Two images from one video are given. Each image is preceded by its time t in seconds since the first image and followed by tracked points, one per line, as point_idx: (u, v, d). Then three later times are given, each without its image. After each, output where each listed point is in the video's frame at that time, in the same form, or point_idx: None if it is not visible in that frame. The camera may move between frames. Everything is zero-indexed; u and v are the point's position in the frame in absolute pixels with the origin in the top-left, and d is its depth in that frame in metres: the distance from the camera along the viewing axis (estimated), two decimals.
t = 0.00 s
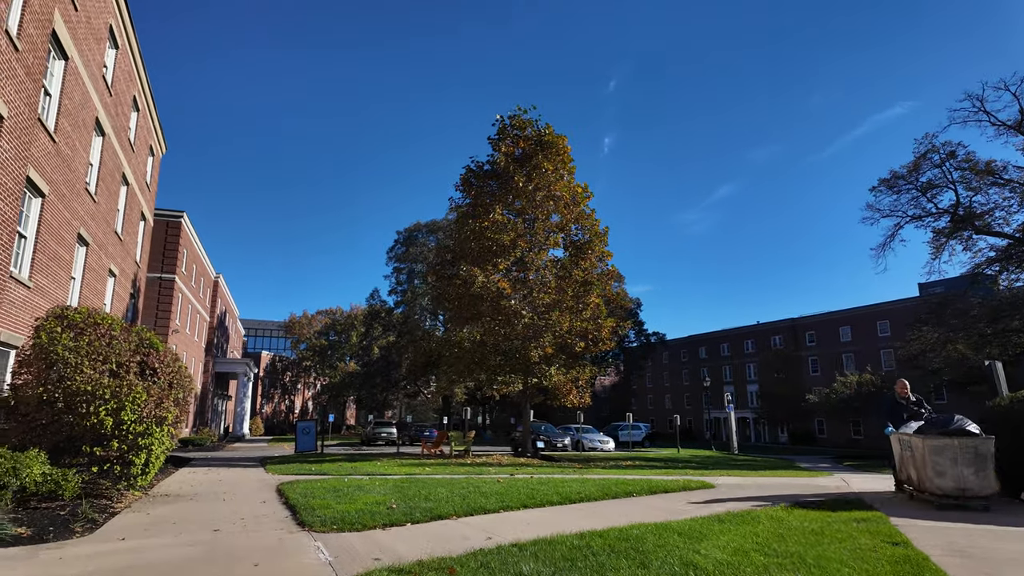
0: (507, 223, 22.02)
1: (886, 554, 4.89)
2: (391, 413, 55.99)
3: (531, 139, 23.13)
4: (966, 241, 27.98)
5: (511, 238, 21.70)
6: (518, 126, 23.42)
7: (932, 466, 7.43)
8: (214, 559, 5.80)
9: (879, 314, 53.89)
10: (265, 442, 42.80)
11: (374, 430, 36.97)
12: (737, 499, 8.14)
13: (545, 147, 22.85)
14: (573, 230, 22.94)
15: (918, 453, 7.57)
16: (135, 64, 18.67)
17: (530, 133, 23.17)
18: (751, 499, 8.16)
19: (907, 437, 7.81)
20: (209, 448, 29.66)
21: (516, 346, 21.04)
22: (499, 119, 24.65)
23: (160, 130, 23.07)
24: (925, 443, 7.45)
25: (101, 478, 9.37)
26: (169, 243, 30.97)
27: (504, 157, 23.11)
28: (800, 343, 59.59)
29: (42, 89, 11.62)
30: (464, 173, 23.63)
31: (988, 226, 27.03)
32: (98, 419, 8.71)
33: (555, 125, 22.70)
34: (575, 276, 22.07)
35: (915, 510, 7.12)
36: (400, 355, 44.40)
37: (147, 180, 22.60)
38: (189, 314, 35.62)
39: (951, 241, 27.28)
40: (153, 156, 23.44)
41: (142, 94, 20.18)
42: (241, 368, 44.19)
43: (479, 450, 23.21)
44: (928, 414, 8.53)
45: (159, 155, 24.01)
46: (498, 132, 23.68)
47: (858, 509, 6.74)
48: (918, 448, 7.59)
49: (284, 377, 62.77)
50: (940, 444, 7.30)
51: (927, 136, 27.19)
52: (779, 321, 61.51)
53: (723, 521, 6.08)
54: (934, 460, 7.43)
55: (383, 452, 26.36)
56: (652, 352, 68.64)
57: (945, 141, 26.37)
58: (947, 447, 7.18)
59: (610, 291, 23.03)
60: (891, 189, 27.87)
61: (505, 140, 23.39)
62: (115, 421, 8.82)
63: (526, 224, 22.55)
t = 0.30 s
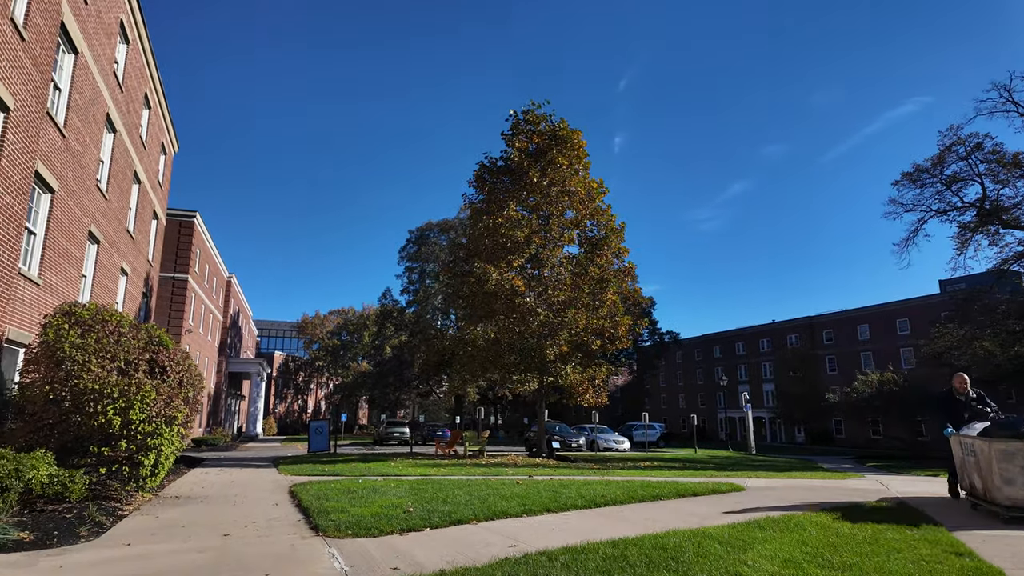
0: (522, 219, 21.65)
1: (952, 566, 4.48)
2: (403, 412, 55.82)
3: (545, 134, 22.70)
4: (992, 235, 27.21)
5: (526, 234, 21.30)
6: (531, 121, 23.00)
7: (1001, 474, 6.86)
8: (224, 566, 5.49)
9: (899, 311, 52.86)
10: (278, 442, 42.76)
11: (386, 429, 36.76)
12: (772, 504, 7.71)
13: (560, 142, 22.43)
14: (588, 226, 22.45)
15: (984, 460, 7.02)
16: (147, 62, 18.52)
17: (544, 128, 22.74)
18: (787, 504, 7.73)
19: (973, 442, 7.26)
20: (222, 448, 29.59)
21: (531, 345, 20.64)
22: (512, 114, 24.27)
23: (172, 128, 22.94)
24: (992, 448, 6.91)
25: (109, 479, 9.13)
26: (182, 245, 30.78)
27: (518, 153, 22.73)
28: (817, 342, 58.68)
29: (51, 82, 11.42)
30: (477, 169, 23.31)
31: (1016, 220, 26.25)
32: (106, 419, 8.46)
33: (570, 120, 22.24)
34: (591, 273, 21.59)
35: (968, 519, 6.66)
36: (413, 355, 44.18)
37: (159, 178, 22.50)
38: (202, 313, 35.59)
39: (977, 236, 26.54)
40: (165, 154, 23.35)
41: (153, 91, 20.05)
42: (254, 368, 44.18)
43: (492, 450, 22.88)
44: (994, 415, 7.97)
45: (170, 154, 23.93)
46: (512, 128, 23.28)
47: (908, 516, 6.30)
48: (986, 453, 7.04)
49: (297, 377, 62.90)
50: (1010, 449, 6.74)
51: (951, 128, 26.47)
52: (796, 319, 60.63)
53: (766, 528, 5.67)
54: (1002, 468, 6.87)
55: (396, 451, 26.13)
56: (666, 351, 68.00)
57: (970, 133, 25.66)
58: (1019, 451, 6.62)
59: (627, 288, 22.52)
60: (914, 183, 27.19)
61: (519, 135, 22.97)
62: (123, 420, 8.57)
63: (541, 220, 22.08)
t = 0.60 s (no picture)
0: (527, 215, 21.25)
1: None
2: (405, 412, 55.45)
3: (550, 128, 22.29)
4: (1004, 232, 26.80)
5: (531, 230, 20.94)
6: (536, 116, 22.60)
7: None
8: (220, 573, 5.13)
9: (905, 310, 52.46)
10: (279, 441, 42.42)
11: (388, 429, 36.41)
12: (798, 507, 7.33)
13: (564, 136, 22.01)
14: (594, 222, 22.07)
15: None
16: (146, 54, 18.15)
17: (548, 122, 22.34)
18: (814, 507, 7.36)
19: None
20: (223, 447, 29.29)
21: (537, 342, 20.25)
22: (516, 109, 23.87)
23: (171, 123, 22.61)
24: None
25: (103, 480, 8.78)
26: (182, 243, 30.44)
27: (522, 148, 22.34)
28: (821, 341, 58.25)
29: (44, 70, 11.04)
30: (481, 165, 22.91)
31: None
32: (99, 418, 8.11)
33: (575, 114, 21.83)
34: (598, 270, 21.20)
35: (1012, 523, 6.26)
36: (415, 354, 43.83)
37: (158, 173, 22.16)
38: (203, 312, 35.27)
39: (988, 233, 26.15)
40: (165, 150, 23.02)
41: (152, 85, 19.70)
42: (255, 367, 43.86)
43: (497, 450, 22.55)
44: None
45: (170, 149, 23.60)
46: (516, 122, 22.85)
47: (949, 521, 5.91)
48: None
49: (298, 377, 62.62)
50: None
51: (961, 123, 26.07)
52: (800, 318, 60.19)
53: (800, 533, 5.30)
54: None
55: (398, 451, 25.78)
56: (669, 350, 67.66)
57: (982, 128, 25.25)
58: None
59: (634, 285, 22.11)
60: (925, 179, 26.78)
61: (524, 130, 22.57)
62: (118, 419, 8.21)
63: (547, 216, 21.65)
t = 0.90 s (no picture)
0: (535, 211, 20.84)
1: None
2: (410, 412, 55.10)
3: (558, 123, 21.82)
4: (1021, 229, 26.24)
5: (539, 226, 20.52)
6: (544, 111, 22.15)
7: None
8: None
9: (915, 308, 51.81)
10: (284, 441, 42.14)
11: (393, 429, 36.11)
12: (836, 516, 6.88)
13: (573, 131, 21.52)
14: (604, 218, 21.61)
15: None
16: (147, 47, 17.80)
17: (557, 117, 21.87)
18: (852, 516, 6.90)
19: None
20: (227, 447, 28.99)
21: (547, 342, 19.74)
22: (524, 104, 23.42)
23: (173, 119, 22.27)
24: None
25: (99, 485, 8.40)
26: (185, 241, 30.13)
27: (530, 144, 21.88)
28: (830, 340, 57.62)
29: (38, 59, 10.68)
30: (487, 160, 22.50)
31: None
32: (94, 420, 7.74)
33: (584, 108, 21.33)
34: (608, 267, 20.70)
35: None
36: (420, 354, 43.47)
37: (160, 170, 21.84)
38: (206, 311, 34.98)
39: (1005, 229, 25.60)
40: (167, 146, 22.70)
41: (154, 80, 19.36)
42: (259, 367, 43.58)
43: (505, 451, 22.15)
44: None
45: (172, 146, 23.27)
46: (523, 118, 22.41)
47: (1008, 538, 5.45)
48: None
49: (303, 376, 62.38)
50: None
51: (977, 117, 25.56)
52: (809, 317, 59.57)
53: (850, 551, 4.87)
54: None
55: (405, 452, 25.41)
56: (675, 349, 67.15)
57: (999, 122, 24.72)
58: None
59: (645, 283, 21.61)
60: (941, 174, 26.22)
61: (531, 125, 22.14)
62: (113, 421, 7.83)
63: (555, 212, 21.19)
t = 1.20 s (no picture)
0: (550, 208, 20.43)
1: None
2: (422, 412, 54.86)
3: (572, 118, 21.38)
4: None
5: (553, 222, 20.13)
6: (558, 106, 21.75)
7: None
8: None
9: (937, 307, 50.70)
10: (296, 442, 42.04)
11: (406, 430, 35.88)
12: (885, 522, 6.42)
13: (588, 126, 21.04)
14: (620, 214, 21.14)
15: None
16: (158, 44, 17.63)
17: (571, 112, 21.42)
18: (902, 522, 6.45)
19: None
20: (240, 448, 28.85)
21: (563, 341, 19.30)
22: (538, 98, 23.02)
23: (185, 117, 22.13)
24: None
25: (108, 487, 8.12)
26: (198, 241, 30.03)
27: (544, 140, 21.46)
28: (847, 339, 56.67)
29: (46, 50, 10.46)
30: (500, 156, 22.12)
31: None
32: (101, 419, 7.45)
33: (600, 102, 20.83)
34: (625, 265, 20.19)
35: None
36: (432, 354, 43.21)
37: (172, 169, 21.71)
38: (219, 312, 34.93)
39: None
40: (179, 144, 22.58)
41: (165, 76, 19.18)
42: (271, 367, 43.50)
43: (520, 452, 21.77)
44: None
45: (184, 145, 23.13)
46: (537, 113, 22.01)
47: None
48: None
49: (315, 377, 62.45)
50: None
51: (1005, 108, 24.83)
52: (825, 317, 58.63)
53: (918, 562, 4.51)
54: None
55: (418, 453, 25.11)
56: (689, 350, 66.47)
57: None
58: None
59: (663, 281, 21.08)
60: (966, 168, 25.53)
61: (545, 121, 21.73)
62: (121, 420, 7.54)
63: (570, 208, 20.76)
